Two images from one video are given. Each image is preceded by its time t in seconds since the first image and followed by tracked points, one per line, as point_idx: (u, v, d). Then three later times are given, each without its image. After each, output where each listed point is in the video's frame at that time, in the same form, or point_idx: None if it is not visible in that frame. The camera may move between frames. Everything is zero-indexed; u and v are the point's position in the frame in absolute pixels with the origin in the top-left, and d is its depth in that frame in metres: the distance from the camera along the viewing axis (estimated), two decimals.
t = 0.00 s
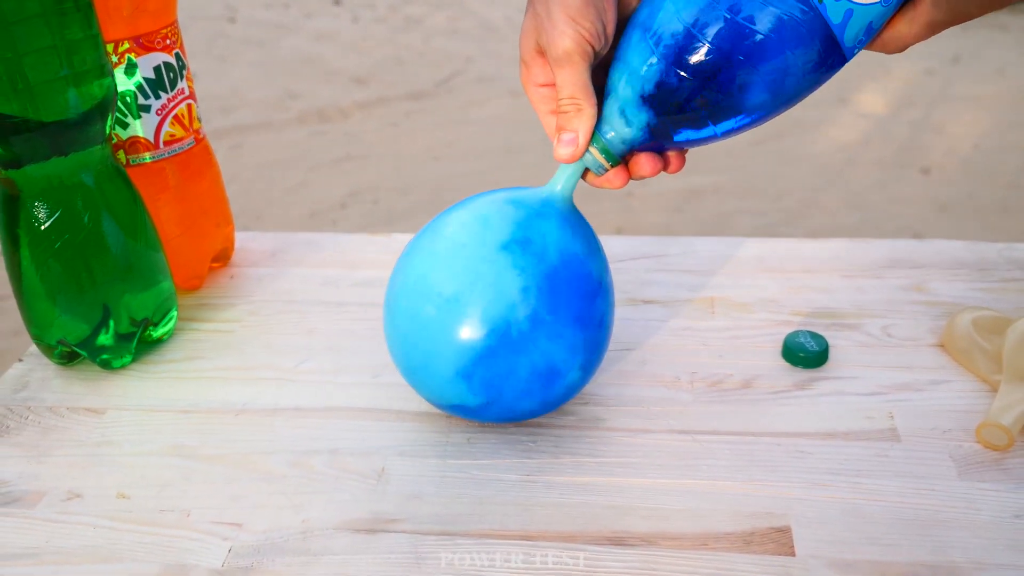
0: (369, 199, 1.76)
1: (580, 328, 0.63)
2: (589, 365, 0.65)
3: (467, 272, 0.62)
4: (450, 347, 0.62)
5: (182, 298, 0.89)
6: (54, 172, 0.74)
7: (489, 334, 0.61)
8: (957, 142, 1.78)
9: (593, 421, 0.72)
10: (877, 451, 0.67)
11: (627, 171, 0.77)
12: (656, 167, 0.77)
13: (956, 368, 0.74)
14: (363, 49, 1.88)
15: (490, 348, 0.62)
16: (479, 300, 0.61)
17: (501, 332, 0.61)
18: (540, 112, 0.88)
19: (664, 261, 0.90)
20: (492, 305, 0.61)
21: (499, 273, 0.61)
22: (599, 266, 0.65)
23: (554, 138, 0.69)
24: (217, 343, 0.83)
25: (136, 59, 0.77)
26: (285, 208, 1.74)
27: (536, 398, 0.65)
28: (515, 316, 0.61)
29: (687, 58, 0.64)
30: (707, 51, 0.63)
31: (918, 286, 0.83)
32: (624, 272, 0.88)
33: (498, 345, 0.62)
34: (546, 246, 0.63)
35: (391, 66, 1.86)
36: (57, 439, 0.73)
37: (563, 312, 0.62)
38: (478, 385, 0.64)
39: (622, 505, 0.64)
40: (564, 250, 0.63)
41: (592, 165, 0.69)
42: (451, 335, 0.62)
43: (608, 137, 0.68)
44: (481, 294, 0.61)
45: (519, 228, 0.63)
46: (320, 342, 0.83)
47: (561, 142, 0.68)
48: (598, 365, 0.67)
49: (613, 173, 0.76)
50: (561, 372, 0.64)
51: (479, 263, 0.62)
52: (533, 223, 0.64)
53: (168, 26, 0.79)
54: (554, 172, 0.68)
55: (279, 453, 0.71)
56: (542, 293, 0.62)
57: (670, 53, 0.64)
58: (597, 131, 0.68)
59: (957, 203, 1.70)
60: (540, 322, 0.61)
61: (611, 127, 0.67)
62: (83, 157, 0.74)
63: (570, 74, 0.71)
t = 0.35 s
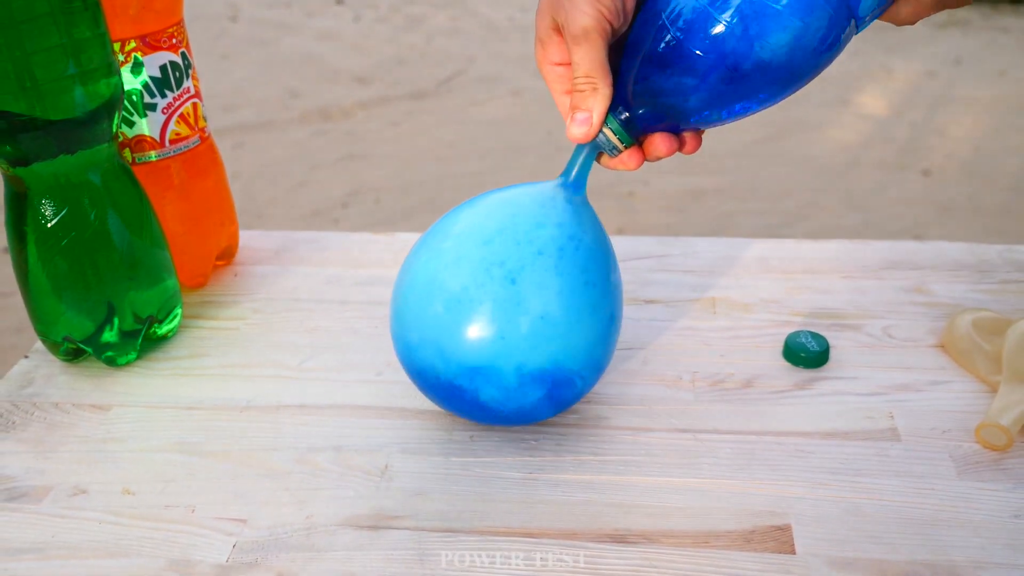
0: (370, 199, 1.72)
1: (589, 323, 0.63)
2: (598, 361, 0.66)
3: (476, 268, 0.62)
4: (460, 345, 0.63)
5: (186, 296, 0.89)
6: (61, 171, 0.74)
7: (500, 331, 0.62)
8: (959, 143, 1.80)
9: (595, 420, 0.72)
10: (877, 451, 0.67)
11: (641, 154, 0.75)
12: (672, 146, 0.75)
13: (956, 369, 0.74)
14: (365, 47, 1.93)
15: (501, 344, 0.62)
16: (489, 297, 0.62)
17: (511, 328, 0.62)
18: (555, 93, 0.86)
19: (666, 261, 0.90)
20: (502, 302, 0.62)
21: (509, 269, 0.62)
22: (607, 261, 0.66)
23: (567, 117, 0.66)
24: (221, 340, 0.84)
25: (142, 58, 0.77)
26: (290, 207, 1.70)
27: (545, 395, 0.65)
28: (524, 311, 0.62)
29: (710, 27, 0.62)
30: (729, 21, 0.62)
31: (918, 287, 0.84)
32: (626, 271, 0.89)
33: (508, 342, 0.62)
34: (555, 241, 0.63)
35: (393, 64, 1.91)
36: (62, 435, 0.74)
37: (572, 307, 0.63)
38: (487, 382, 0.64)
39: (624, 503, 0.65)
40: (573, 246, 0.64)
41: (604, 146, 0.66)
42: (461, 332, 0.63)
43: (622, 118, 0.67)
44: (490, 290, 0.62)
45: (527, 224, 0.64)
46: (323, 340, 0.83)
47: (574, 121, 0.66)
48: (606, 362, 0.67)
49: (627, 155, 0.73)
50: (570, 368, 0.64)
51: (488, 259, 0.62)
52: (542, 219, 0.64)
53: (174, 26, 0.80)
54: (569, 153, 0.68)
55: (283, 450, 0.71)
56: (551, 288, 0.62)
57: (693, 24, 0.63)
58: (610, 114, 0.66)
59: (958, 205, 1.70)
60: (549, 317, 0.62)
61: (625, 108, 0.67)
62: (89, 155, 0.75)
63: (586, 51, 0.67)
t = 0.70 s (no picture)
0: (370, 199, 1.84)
1: (560, 330, 0.64)
2: (570, 370, 0.66)
3: (445, 277, 0.63)
4: (429, 355, 0.64)
5: (188, 296, 0.90)
6: (63, 170, 0.74)
7: (468, 341, 0.62)
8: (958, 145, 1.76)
9: (594, 420, 0.73)
10: (875, 453, 0.68)
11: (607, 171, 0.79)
12: (637, 168, 0.79)
13: (953, 371, 0.74)
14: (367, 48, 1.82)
15: (469, 355, 0.63)
16: (458, 307, 0.62)
17: (481, 338, 0.62)
18: (528, 102, 0.89)
19: (666, 262, 0.91)
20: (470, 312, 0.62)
21: (479, 278, 0.62)
22: (580, 267, 0.66)
23: (541, 131, 0.68)
24: (221, 339, 0.84)
25: (145, 58, 0.77)
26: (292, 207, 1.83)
27: (517, 402, 0.66)
28: (495, 320, 0.62)
29: (662, 82, 0.64)
30: (681, 78, 0.64)
31: (916, 289, 0.84)
32: (624, 272, 0.89)
33: (477, 353, 0.63)
34: (527, 252, 0.64)
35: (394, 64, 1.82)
36: (63, 433, 0.74)
37: (543, 315, 0.63)
38: (458, 390, 0.64)
39: (622, 504, 0.65)
40: (545, 256, 0.64)
41: (575, 161, 0.68)
42: (430, 341, 0.63)
43: (596, 135, 0.68)
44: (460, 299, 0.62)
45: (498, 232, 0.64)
46: (323, 340, 0.84)
47: (547, 136, 0.67)
48: (581, 368, 0.67)
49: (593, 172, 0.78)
50: (542, 376, 0.65)
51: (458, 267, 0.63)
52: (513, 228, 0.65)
53: (176, 26, 0.80)
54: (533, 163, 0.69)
55: (283, 449, 0.72)
56: (522, 297, 0.63)
57: (648, 75, 0.64)
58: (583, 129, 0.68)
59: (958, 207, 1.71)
60: (520, 325, 0.63)
61: (598, 126, 0.68)
62: (92, 155, 0.75)
63: (564, 69, 0.69)
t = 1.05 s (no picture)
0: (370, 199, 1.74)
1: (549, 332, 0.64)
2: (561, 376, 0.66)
3: (431, 278, 0.63)
4: (414, 357, 0.64)
5: (189, 295, 0.90)
6: (64, 170, 0.75)
7: (454, 344, 0.63)
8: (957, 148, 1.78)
9: (593, 421, 0.73)
10: (872, 453, 0.68)
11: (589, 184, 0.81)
12: (618, 179, 0.78)
13: (950, 373, 0.74)
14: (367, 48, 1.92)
15: (454, 358, 0.63)
16: (443, 308, 0.63)
17: (466, 341, 0.63)
18: (514, 116, 0.88)
19: (665, 264, 0.91)
20: (456, 313, 0.63)
21: (466, 280, 0.63)
22: (567, 268, 0.66)
23: (524, 142, 0.69)
24: (222, 339, 0.85)
25: (146, 59, 0.78)
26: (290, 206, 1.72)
27: (508, 409, 0.65)
28: (481, 322, 0.62)
29: (643, 94, 0.65)
30: (662, 91, 0.65)
31: (914, 291, 0.84)
32: (623, 274, 0.90)
33: (462, 356, 0.63)
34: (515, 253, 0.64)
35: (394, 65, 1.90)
36: (64, 431, 0.75)
37: (531, 317, 0.63)
38: (446, 397, 0.64)
39: (619, 503, 0.65)
40: (534, 258, 0.64)
41: (557, 172, 0.70)
42: (416, 346, 0.63)
43: (579, 147, 0.69)
44: (445, 302, 0.63)
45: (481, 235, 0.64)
46: (323, 340, 0.84)
47: (530, 147, 0.68)
48: (575, 374, 0.67)
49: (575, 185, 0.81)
50: (531, 380, 0.64)
51: (441, 271, 0.63)
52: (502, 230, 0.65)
53: (177, 27, 0.80)
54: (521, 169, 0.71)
55: (283, 448, 0.72)
56: (511, 300, 0.63)
57: (629, 88, 0.66)
58: (567, 141, 0.69)
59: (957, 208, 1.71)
60: (507, 327, 0.63)
61: (582, 138, 0.69)
62: (93, 155, 0.76)
63: (548, 82, 0.69)
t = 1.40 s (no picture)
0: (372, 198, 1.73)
1: (566, 330, 0.64)
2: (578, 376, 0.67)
3: (448, 281, 0.64)
4: (431, 357, 0.65)
5: (189, 296, 0.90)
6: (66, 171, 0.75)
7: (471, 346, 0.64)
8: (957, 149, 1.78)
9: (592, 422, 0.73)
10: (870, 455, 0.68)
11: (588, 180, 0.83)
12: (615, 170, 0.83)
13: (948, 375, 0.75)
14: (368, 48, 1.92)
15: (471, 361, 0.64)
16: (461, 311, 0.64)
17: (484, 343, 0.63)
18: (508, 110, 0.88)
19: (664, 266, 0.91)
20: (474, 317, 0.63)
21: (484, 283, 0.63)
22: (582, 265, 0.66)
23: (522, 139, 0.70)
24: (223, 340, 0.85)
25: (146, 60, 0.78)
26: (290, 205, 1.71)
27: (528, 406, 0.66)
28: (497, 322, 0.63)
29: (635, 83, 0.67)
30: (654, 80, 0.66)
31: (913, 293, 0.84)
32: (623, 275, 0.90)
33: (479, 358, 0.64)
34: (532, 256, 0.64)
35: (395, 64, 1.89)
36: (65, 432, 0.75)
37: (549, 320, 0.64)
38: (465, 396, 0.65)
39: (617, 505, 0.66)
40: (552, 260, 0.65)
41: (556, 169, 0.70)
42: (434, 347, 0.64)
43: (575, 139, 0.71)
44: (462, 305, 0.64)
45: (494, 235, 0.65)
46: (323, 341, 0.84)
47: (528, 144, 0.69)
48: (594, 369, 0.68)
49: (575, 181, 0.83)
50: (547, 381, 0.65)
51: (456, 273, 0.64)
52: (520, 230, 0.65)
53: (177, 28, 0.80)
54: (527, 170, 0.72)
55: (282, 449, 0.72)
56: (529, 303, 0.64)
57: (622, 77, 0.67)
58: (563, 135, 0.70)
59: (957, 209, 1.71)
60: (524, 327, 0.63)
61: (576, 130, 0.70)
62: (94, 156, 0.76)
63: (542, 79, 0.70)
